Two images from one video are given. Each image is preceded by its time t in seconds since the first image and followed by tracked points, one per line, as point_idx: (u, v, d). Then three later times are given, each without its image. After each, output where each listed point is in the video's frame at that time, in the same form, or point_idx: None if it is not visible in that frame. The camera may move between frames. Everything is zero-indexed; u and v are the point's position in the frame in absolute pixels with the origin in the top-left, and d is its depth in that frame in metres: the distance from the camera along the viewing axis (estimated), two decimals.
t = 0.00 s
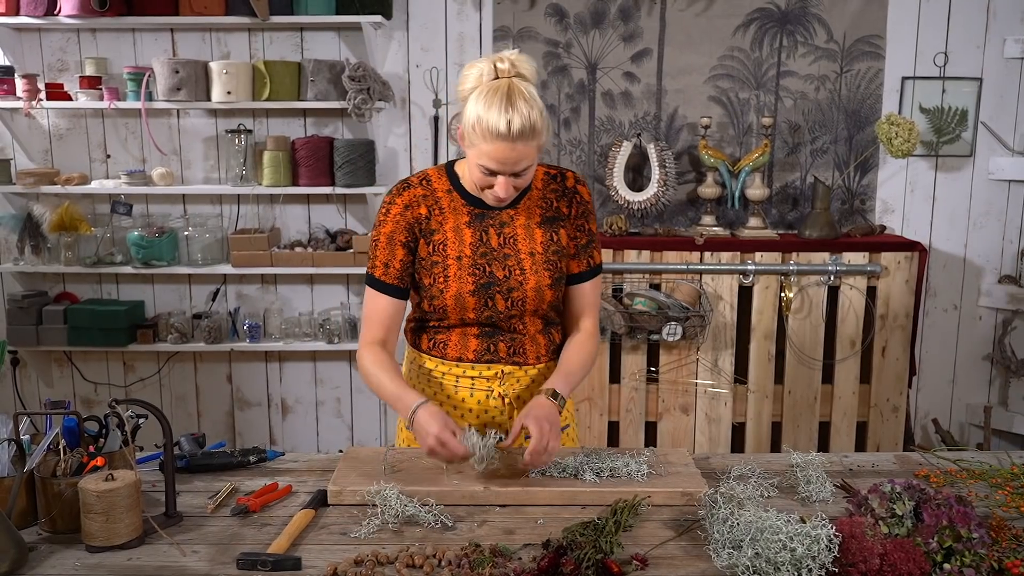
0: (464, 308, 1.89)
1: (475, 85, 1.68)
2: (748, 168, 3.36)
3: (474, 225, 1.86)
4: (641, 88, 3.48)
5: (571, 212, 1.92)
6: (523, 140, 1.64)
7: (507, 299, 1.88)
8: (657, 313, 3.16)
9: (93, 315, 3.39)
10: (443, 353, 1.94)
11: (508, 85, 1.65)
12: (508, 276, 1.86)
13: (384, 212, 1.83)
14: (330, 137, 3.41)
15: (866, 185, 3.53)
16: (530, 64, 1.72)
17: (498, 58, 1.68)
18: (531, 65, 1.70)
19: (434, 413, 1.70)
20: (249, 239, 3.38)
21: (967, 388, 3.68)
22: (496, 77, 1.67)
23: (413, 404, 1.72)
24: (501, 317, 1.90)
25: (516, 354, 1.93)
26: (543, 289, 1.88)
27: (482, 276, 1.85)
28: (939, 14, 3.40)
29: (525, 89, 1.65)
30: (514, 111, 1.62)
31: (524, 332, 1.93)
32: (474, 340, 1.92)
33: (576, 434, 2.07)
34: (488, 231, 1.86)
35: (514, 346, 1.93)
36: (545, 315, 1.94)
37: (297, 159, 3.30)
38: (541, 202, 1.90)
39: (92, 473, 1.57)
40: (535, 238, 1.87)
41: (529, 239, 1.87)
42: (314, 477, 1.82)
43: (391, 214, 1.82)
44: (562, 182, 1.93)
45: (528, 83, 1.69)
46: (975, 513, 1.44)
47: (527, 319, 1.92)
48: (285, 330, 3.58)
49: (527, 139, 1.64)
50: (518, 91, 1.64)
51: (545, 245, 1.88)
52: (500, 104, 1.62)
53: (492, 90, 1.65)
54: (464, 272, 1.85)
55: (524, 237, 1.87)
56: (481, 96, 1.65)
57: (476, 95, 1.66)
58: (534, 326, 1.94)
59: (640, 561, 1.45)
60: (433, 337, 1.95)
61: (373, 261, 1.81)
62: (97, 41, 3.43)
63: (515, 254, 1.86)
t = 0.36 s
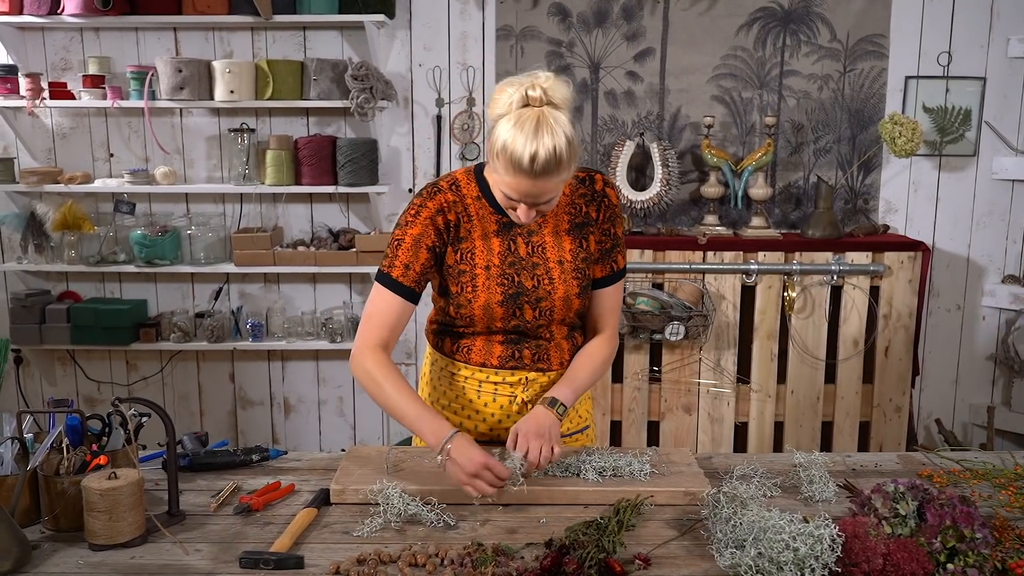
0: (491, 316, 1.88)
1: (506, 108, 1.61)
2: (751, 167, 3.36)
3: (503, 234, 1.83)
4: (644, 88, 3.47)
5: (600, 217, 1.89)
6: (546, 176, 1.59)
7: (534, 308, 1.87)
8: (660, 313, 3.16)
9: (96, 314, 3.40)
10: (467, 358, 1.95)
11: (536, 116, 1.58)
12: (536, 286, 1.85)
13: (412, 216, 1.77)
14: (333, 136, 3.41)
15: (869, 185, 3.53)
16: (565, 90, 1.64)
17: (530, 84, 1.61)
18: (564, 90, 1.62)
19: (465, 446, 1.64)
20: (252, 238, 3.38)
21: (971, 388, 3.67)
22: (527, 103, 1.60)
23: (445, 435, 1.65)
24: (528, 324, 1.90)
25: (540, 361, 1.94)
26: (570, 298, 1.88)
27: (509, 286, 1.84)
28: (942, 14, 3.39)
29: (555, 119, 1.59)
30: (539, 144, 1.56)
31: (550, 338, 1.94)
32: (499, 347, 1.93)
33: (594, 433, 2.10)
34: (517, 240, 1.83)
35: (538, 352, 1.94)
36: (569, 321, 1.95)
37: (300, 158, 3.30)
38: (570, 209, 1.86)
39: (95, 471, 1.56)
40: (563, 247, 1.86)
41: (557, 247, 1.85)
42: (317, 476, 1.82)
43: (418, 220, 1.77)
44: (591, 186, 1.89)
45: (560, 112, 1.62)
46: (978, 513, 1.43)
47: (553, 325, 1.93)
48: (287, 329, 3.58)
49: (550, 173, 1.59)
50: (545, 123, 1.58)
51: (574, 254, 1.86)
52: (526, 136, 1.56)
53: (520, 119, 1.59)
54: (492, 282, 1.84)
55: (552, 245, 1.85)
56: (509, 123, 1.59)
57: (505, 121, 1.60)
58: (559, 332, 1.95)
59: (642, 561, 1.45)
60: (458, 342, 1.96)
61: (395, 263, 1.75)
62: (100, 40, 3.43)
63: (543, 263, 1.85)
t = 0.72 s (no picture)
0: (495, 322, 1.87)
1: (521, 116, 1.61)
2: (753, 167, 3.35)
3: (509, 239, 1.83)
4: (645, 88, 3.47)
5: (608, 226, 1.89)
6: (557, 186, 1.59)
7: (538, 315, 1.87)
8: (662, 313, 3.16)
9: (99, 315, 3.40)
10: (469, 363, 1.94)
11: (551, 126, 1.58)
12: (542, 293, 1.84)
13: (417, 219, 1.78)
14: (335, 137, 3.42)
15: (871, 185, 3.52)
16: (583, 99, 1.64)
17: (548, 92, 1.60)
18: (581, 99, 1.62)
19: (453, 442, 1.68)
20: (255, 239, 3.39)
21: (974, 388, 3.67)
22: (543, 112, 1.60)
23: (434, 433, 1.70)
24: (530, 331, 1.90)
25: (543, 366, 1.94)
26: (575, 306, 1.88)
27: (514, 292, 1.83)
28: (944, 13, 3.39)
29: (570, 129, 1.59)
30: (552, 154, 1.56)
31: (553, 344, 1.94)
32: (501, 353, 1.92)
33: (597, 434, 2.11)
34: (523, 246, 1.83)
35: (541, 358, 1.94)
36: (574, 328, 1.95)
37: (302, 159, 3.30)
38: (579, 216, 1.86)
39: (97, 473, 1.57)
40: (570, 254, 1.85)
41: (564, 254, 1.85)
42: (319, 477, 1.82)
43: (423, 223, 1.78)
44: (600, 194, 1.89)
45: (576, 122, 1.61)
46: (981, 514, 1.43)
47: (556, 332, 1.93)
48: (290, 330, 3.59)
49: (562, 184, 1.59)
50: (560, 134, 1.58)
51: (581, 261, 1.86)
52: (539, 145, 1.57)
53: (535, 128, 1.59)
54: (497, 288, 1.83)
55: (559, 252, 1.85)
56: (524, 131, 1.59)
57: (520, 128, 1.61)
58: (561, 338, 1.95)
59: (645, 562, 1.45)
60: (459, 347, 1.95)
61: (397, 265, 1.76)
62: (102, 42, 3.43)
63: (549, 270, 1.84)
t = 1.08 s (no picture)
0: (492, 321, 1.87)
1: (506, 112, 1.62)
2: (753, 168, 3.35)
3: (506, 238, 1.83)
4: (646, 88, 3.47)
5: (605, 226, 1.90)
6: (542, 180, 1.59)
7: (535, 315, 1.87)
8: (662, 314, 3.16)
9: (99, 315, 3.40)
10: (466, 363, 1.94)
11: (535, 120, 1.59)
12: (539, 293, 1.84)
13: (415, 217, 1.77)
14: (335, 137, 3.42)
15: (871, 185, 3.52)
16: (569, 94, 1.64)
17: (532, 88, 1.61)
18: (567, 94, 1.63)
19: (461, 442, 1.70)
20: (255, 239, 3.39)
21: (974, 389, 3.67)
22: (527, 107, 1.60)
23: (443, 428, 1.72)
24: (527, 331, 1.90)
25: (540, 367, 1.94)
26: (572, 306, 1.88)
27: (511, 292, 1.83)
28: (945, 14, 3.39)
29: (555, 123, 1.59)
30: (536, 148, 1.56)
31: (550, 345, 1.94)
32: (498, 353, 1.92)
33: (596, 435, 2.11)
34: (520, 245, 1.83)
35: (538, 358, 1.94)
36: (571, 328, 1.95)
37: (303, 159, 3.30)
38: (576, 215, 1.87)
39: (97, 473, 1.57)
40: (567, 254, 1.86)
41: (561, 254, 1.85)
42: (320, 477, 1.82)
43: (422, 221, 1.77)
44: (597, 194, 1.89)
45: (561, 117, 1.61)
46: (982, 514, 1.43)
47: (554, 332, 1.93)
48: (290, 330, 3.59)
49: (546, 178, 1.59)
50: (544, 128, 1.58)
51: (577, 261, 1.86)
52: (523, 139, 1.57)
53: (519, 123, 1.59)
54: (494, 288, 1.83)
55: (556, 251, 1.85)
56: (509, 126, 1.60)
57: (505, 124, 1.61)
58: (558, 339, 1.95)
59: (645, 562, 1.45)
60: (456, 347, 1.95)
61: (396, 264, 1.75)
62: (103, 42, 3.43)
63: (547, 270, 1.84)
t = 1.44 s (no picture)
0: (488, 320, 1.87)
1: (505, 112, 1.62)
2: (750, 167, 3.35)
3: (501, 237, 1.83)
4: (643, 88, 3.47)
5: (600, 225, 1.90)
6: (544, 179, 1.59)
7: (531, 314, 1.86)
8: (659, 313, 3.16)
9: (95, 315, 3.40)
10: (461, 363, 1.93)
11: (535, 119, 1.58)
12: (534, 291, 1.84)
13: (409, 216, 1.78)
14: (332, 136, 3.41)
15: (868, 185, 3.53)
16: (566, 92, 1.64)
17: (530, 87, 1.60)
18: (564, 92, 1.63)
19: (456, 409, 1.68)
20: (250, 239, 3.38)
21: (970, 387, 3.67)
22: (526, 107, 1.60)
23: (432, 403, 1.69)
24: (524, 330, 1.90)
25: (536, 366, 1.94)
26: (567, 305, 1.88)
27: (507, 290, 1.83)
28: (941, 14, 3.39)
29: (555, 122, 1.59)
30: (538, 147, 1.56)
31: (546, 344, 1.94)
32: (494, 352, 1.92)
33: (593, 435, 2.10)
34: (515, 244, 1.83)
35: (534, 358, 1.94)
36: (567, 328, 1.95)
37: (299, 159, 3.30)
38: (570, 214, 1.87)
39: (93, 473, 1.56)
40: (562, 252, 1.86)
41: (556, 253, 1.85)
42: (316, 477, 1.82)
43: (416, 220, 1.78)
44: (592, 193, 1.90)
45: (560, 115, 1.61)
46: (978, 514, 1.43)
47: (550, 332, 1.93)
48: (286, 330, 3.58)
49: (549, 177, 1.59)
50: (545, 127, 1.58)
51: (572, 260, 1.86)
52: (524, 139, 1.57)
53: (519, 122, 1.59)
54: (489, 286, 1.83)
55: (551, 250, 1.85)
56: (508, 126, 1.60)
57: (504, 124, 1.61)
58: (554, 338, 1.94)
59: (642, 562, 1.45)
60: (452, 348, 1.94)
61: (390, 262, 1.77)
62: (99, 42, 3.43)
63: (542, 268, 1.84)
